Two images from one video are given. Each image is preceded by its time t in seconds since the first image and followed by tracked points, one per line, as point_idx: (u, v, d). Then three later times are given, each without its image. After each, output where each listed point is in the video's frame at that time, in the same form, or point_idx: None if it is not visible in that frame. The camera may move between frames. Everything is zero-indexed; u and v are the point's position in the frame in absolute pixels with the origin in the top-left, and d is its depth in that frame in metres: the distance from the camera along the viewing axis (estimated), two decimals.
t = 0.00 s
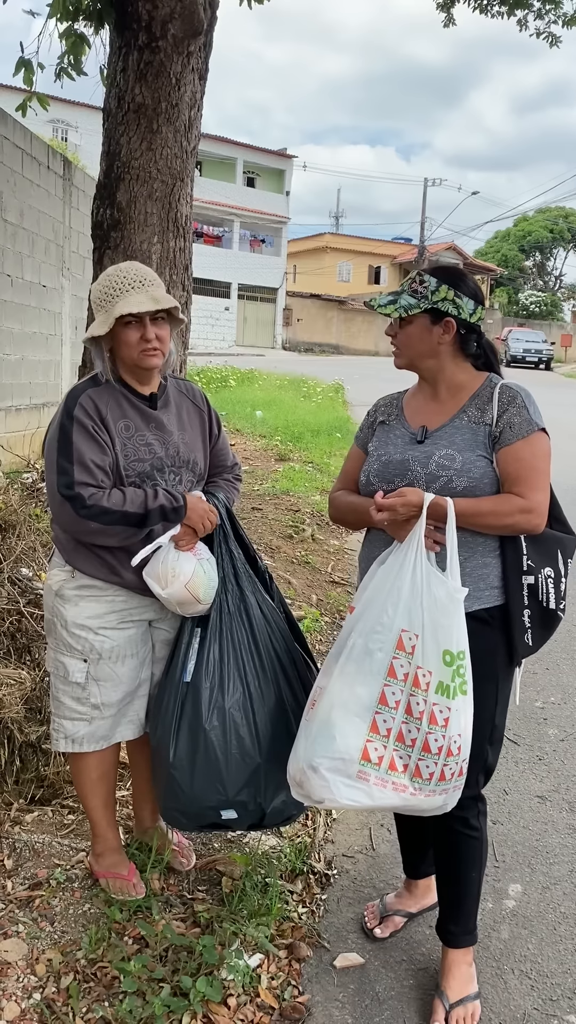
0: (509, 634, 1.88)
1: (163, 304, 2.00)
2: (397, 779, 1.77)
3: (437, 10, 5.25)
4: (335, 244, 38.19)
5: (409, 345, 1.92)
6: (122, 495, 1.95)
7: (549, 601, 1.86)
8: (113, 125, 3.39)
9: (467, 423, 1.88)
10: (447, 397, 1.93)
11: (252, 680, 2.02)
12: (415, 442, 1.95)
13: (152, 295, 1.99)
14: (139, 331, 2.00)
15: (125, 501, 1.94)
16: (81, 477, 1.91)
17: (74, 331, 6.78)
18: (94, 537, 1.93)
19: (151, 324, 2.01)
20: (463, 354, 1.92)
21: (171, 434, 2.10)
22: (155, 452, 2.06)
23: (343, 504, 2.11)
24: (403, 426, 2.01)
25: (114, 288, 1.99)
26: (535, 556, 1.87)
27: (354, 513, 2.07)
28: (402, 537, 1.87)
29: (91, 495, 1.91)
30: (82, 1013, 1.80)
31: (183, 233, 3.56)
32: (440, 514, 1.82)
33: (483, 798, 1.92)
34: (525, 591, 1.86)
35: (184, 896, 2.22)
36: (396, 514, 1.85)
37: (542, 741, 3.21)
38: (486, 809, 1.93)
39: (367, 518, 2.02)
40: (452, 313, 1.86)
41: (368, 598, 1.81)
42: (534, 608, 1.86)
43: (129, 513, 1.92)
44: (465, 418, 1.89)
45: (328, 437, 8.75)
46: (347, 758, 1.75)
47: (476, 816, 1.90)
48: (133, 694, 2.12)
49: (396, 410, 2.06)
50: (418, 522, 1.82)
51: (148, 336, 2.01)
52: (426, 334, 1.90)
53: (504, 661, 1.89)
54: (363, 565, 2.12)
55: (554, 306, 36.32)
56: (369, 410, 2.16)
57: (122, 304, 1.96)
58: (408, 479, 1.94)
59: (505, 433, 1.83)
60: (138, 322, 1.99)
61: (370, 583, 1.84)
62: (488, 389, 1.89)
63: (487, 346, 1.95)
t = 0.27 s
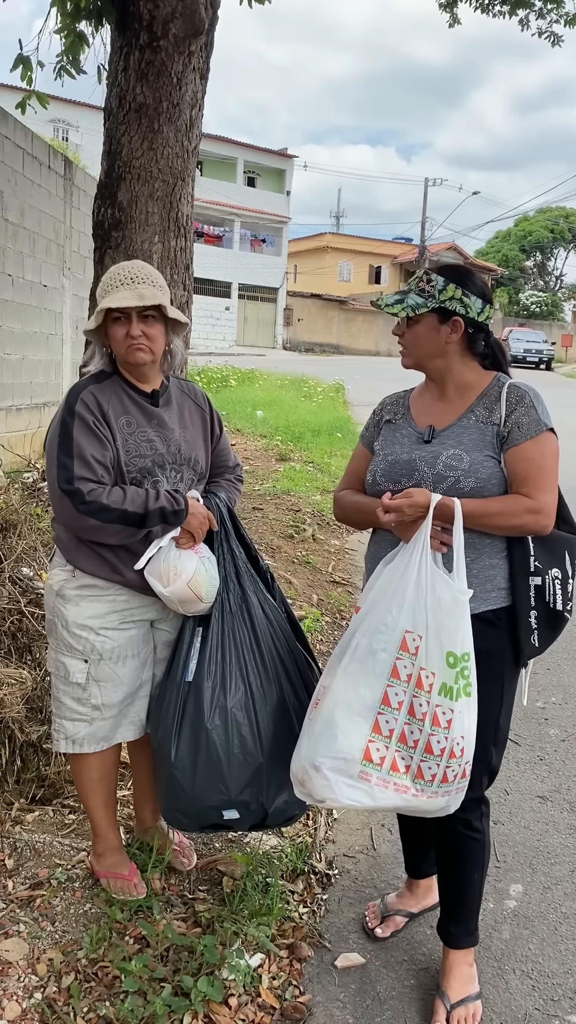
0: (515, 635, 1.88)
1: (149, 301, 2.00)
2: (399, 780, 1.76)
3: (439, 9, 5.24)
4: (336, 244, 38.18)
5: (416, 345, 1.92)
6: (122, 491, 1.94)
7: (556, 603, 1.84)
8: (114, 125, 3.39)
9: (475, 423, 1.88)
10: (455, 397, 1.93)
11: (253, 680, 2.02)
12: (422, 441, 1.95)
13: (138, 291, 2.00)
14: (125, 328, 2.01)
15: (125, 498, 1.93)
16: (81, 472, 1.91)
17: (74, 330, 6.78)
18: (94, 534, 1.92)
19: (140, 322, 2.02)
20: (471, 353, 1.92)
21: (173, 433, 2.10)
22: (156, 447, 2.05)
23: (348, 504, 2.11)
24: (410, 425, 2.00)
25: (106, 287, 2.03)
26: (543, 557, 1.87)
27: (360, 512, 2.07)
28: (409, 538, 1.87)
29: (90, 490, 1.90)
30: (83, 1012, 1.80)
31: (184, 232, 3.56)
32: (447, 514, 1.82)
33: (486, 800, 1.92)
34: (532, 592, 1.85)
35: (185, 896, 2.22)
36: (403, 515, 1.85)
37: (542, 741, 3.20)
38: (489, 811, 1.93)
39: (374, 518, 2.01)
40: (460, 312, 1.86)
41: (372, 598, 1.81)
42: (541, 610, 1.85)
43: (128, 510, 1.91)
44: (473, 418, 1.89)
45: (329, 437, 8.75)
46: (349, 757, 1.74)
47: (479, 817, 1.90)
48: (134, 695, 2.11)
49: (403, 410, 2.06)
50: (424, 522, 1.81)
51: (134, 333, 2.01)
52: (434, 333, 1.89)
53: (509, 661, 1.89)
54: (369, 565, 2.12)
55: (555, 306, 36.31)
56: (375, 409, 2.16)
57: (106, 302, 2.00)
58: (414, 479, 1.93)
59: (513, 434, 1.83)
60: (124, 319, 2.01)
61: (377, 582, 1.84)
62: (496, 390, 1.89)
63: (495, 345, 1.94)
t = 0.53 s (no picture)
0: (518, 636, 1.87)
1: (150, 298, 2.00)
2: (398, 779, 1.77)
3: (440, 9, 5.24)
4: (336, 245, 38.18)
5: (422, 344, 1.92)
6: (123, 489, 1.94)
7: (559, 604, 1.84)
8: (115, 125, 3.39)
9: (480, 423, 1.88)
10: (459, 397, 1.93)
11: (253, 680, 2.01)
12: (427, 441, 1.95)
13: (139, 288, 1.99)
14: (125, 326, 2.02)
15: (126, 496, 1.93)
16: (82, 471, 1.91)
17: (75, 330, 6.77)
18: (95, 531, 1.92)
19: (140, 319, 2.02)
20: (476, 353, 1.92)
21: (175, 432, 2.10)
22: (157, 446, 2.05)
23: (351, 503, 2.11)
24: (414, 425, 2.00)
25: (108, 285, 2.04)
26: (547, 558, 1.86)
27: (362, 511, 2.07)
28: (414, 538, 1.87)
29: (91, 488, 1.90)
30: (83, 1012, 1.80)
31: (184, 232, 3.55)
32: (452, 514, 1.82)
33: (487, 800, 1.92)
34: (535, 593, 1.85)
35: (185, 896, 2.22)
36: (409, 515, 1.84)
37: (543, 741, 3.21)
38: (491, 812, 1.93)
39: (378, 517, 2.01)
40: (465, 312, 1.86)
41: (374, 598, 1.81)
42: (544, 611, 1.85)
43: (129, 508, 1.91)
44: (478, 418, 1.89)
45: (329, 437, 8.75)
46: (348, 756, 1.74)
47: (480, 818, 1.90)
48: (135, 695, 2.11)
49: (406, 409, 2.06)
50: (430, 520, 1.81)
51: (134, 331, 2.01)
52: (439, 333, 1.89)
53: (512, 662, 1.89)
54: (372, 564, 2.12)
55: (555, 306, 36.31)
56: (378, 408, 2.16)
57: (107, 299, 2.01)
58: (419, 479, 1.94)
59: (518, 434, 1.83)
60: (124, 316, 2.01)
61: (380, 580, 1.84)
62: (501, 390, 1.89)
63: (500, 345, 1.94)
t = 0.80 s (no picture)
0: (518, 636, 1.87)
1: (161, 294, 2.01)
2: (403, 780, 1.77)
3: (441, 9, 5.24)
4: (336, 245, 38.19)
5: (422, 345, 1.92)
6: (126, 489, 1.94)
7: (559, 604, 1.84)
8: (115, 125, 3.39)
9: (480, 424, 1.88)
10: (460, 397, 1.94)
11: (251, 680, 2.01)
12: (427, 442, 1.95)
13: (148, 285, 2.00)
14: (133, 322, 2.02)
15: (128, 495, 1.93)
16: (85, 470, 1.91)
17: (75, 330, 6.77)
18: (98, 531, 1.93)
19: (149, 316, 2.02)
20: (477, 354, 1.92)
21: (176, 432, 2.10)
22: (159, 446, 2.05)
23: (352, 504, 2.12)
24: (414, 425, 2.01)
25: (116, 282, 2.04)
26: (547, 559, 1.87)
27: (363, 512, 2.07)
28: (414, 538, 1.88)
29: (94, 488, 1.90)
30: (84, 1013, 1.80)
31: (184, 232, 3.56)
32: (452, 514, 1.82)
33: (486, 800, 1.92)
34: (535, 594, 1.85)
35: (186, 897, 2.22)
36: (410, 515, 1.84)
37: (543, 741, 3.21)
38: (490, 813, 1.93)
39: (380, 517, 2.01)
40: (466, 313, 1.86)
41: (376, 598, 1.81)
42: (544, 612, 1.85)
43: (131, 508, 1.91)
44: (479, 418, 1.89)
45: (328, 437, 8.76)
46: (353, 757, 1.74)
47: (480, 818, 1.90)
48: (136, 695, 2.12)
49: (407, 409, 2.06)
50: (432, 520, 1.81)
51: (143, 326, 2.01)
52: (439, 334, 1.89)
53: (512, 662, 1.89)
54: (372, 565, 2.12)
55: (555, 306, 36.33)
56: (379, 408, 2.16)
57: (116, 294, 2.00)
58: (419, 480, 1.94)
59: (519, 435, 1.83)
60: (133, 312, 2.01)
61: (383, 580, 1.84)
62: (501, 391, 1.89)
63: (501, 345, 1.94)
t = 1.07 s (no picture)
0: (517, 636, 1.87)
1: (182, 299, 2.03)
2: (405, 779, 1.76)
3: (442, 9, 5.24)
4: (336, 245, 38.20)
5: (420, 345, 1.92)
6: (128, 490, 1.94)
7: (558, 604, 1.84)
8: (115, 126, 3.39)
9: (479, 424, 1.88)
10: (458, 397, 1.94)
11: (255, 680, 2.02)
12: (425, 442, 1.95)
13: (170, 289, 2.01)
14: (153, 323, 2.01)
15: (131, 497, 1.93)
16: (87, 472, 1.91)
17: (75, 331, 6.77)
18: (100, 532, 1.92)
19: (168, 320, 2.03)
20: (476, 354, 1.92)
21: (179, 432, 2.10)
22: (161, 447, 2.05)
23: (352, 503, 2.12)
24: (413, 425, 2.01)
25: (133, 280, 2.01)
26: (546, 559, 1.87)
27: (362, 512, 2.07)
28: (414, 538, 1.88)
29: (96, 491, 1.90)
30: (84, 1014, 1.80)
31: (184, 233, 3.56)
32: (451, 514, 1.82)
33: (486, 800, 1.92)
34: (534, 594, 1.85)
35: (186, 898, 2.22)
36: (409, 515, 1.85)
37: (543, 741, 3.21)
38: (490, 813, 1.93)
39: (379, 517, 2.01)
40: (465, 314, 1.86)
41: (377, 597, 1.81)
42: (543, 612, 1.85)
43: (133, 509, 1.91)
44: (477, 418, 1.89)
45: (328, 437, 8.76)
46: (354, 757, 1.74)
47: (479, 818, 1.90)
48: (138, 694, 2.12)
49: (406, 409, 2.06)
50: (431, 519, 1.81)
51: (164, 329, 2.02)
52: (438, 335, 1.89)
53: (511, 662, 1.89)
54: (371, 565, 2.12)
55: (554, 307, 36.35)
56: (378, 409, 2.16)
57: (139, 295, 1.98)
58: (417, 480, 1.94)
59: (517, 436, 1.83)
60: (153, 314, 2.00)
61: (382, 580, 1.85)
62: (500, 392, 1.89)
63: (500, 346, 1.94)
